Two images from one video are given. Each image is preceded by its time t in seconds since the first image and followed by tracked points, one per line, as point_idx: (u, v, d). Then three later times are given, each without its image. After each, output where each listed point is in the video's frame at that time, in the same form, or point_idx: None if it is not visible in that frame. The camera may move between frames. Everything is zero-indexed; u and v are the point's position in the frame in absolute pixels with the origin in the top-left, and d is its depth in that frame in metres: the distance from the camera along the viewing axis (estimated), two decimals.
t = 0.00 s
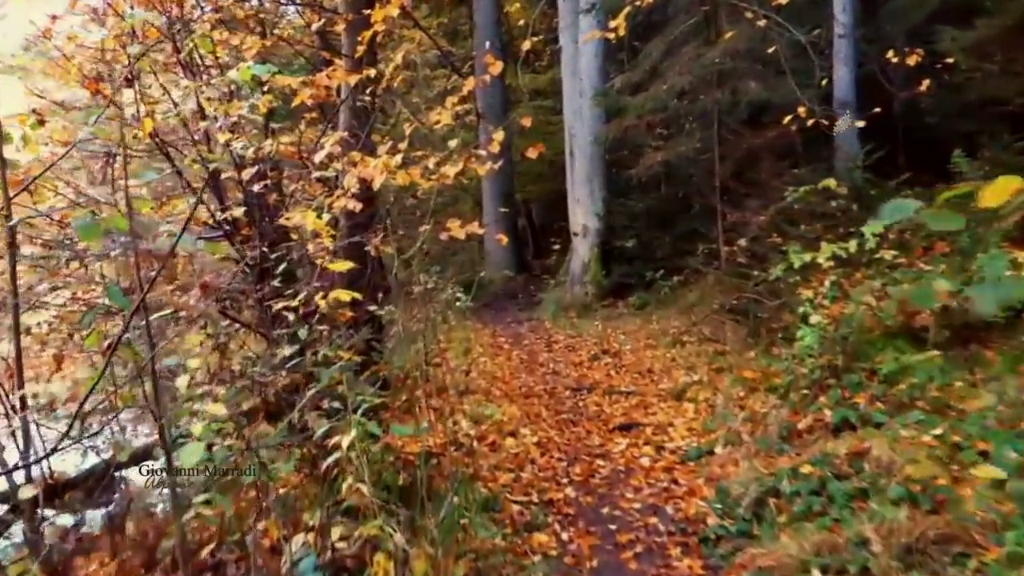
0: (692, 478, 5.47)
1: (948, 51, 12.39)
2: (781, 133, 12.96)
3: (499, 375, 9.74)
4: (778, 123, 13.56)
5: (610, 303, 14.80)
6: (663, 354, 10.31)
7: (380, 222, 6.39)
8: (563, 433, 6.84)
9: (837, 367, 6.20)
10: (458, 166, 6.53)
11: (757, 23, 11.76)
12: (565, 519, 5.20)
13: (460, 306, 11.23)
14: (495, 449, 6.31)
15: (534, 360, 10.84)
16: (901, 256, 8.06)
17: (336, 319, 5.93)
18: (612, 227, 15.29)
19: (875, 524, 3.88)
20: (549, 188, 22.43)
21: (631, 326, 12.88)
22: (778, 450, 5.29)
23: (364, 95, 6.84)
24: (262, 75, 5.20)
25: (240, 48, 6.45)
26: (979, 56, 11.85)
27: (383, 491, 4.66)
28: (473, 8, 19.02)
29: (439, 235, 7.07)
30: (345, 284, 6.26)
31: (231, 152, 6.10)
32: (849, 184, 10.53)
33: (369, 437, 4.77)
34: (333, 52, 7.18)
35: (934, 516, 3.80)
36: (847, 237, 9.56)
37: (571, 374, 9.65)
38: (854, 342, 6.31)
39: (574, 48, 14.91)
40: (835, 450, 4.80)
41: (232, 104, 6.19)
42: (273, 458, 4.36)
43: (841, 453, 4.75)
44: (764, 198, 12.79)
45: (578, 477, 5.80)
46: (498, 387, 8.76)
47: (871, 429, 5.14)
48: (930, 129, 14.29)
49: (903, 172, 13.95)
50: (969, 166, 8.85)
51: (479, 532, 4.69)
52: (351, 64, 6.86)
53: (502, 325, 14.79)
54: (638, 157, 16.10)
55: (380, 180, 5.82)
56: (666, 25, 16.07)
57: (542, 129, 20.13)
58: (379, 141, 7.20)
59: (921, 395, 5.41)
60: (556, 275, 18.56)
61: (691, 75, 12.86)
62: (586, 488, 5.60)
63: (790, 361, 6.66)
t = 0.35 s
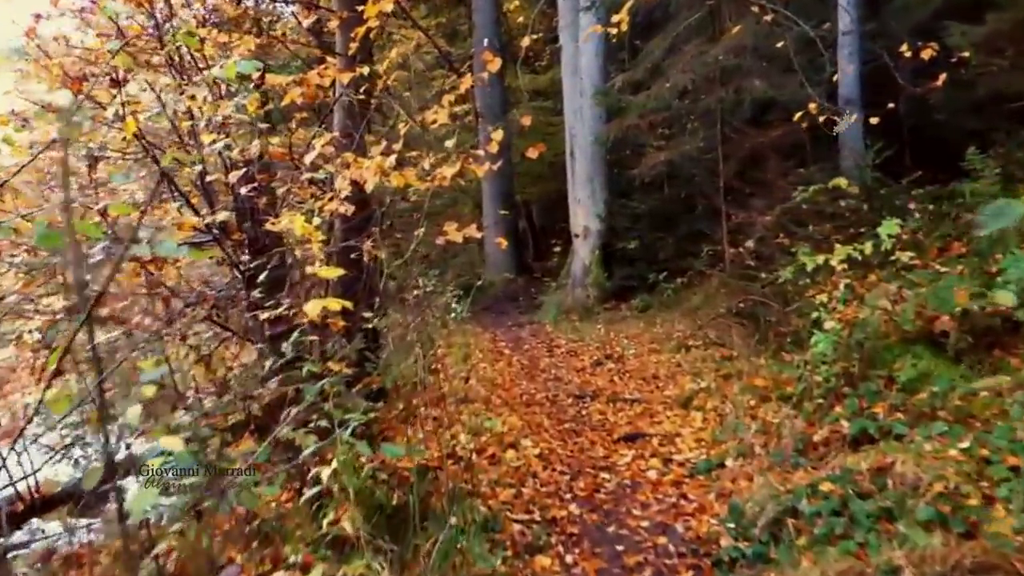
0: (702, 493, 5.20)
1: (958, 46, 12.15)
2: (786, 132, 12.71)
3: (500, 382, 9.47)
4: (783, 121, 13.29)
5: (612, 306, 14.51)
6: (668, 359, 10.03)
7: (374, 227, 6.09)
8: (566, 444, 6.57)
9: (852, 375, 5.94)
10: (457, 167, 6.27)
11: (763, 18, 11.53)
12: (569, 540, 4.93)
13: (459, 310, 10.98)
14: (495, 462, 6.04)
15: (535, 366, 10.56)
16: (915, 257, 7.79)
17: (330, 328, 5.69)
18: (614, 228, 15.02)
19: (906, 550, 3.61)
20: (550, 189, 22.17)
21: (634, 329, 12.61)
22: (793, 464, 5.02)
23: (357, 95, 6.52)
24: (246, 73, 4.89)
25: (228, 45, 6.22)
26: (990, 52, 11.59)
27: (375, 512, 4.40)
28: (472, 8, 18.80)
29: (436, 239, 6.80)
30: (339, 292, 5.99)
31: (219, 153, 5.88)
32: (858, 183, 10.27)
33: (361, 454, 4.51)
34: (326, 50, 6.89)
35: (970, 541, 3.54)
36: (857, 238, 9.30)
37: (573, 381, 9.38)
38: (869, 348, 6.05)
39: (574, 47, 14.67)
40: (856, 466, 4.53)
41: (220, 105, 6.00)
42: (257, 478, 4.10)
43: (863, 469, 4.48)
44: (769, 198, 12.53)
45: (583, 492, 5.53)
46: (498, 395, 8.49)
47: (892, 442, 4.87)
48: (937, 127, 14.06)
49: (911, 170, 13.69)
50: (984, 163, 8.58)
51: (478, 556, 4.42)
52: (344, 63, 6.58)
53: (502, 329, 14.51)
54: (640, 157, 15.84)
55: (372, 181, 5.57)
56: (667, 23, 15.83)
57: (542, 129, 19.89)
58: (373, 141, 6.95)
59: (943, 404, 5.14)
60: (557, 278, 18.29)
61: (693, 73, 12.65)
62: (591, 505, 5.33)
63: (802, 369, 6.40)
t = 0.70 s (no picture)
0: (708, 506, 4.98)
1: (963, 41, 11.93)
2: (789, 130, 12.49)
3: (499, 388, 9.24)
4: (786, 119, 13.07)
5: (613, 308, 14.29)
6: (670, 363, 9.80)
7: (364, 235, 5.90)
8: (566, 454, 6.34)
9: (863, 380, 5.71)
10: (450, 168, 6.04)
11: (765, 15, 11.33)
12: (569, 558, 4.70)
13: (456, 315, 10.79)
14: (492, 474, 5.82)
15: (535, 371, 10.33)
16: (925, 257, 7.58)
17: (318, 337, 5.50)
18: (614, 229, 14.80)
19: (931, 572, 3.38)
20: (549, 189, 21.94)
21: (636, 332, 12.38)
22: (804, 476, 4.82)
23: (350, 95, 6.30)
24: (229, 71, 4.53)
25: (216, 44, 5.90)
26: (996, 47, 11.42)
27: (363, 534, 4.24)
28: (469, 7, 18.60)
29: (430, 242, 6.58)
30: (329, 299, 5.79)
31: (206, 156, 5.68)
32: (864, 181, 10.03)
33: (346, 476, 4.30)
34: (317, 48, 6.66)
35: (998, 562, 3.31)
36: (864, 237, 9.07)
37: (574, 386, 9.15)
38: (881, 352, 5.82)
39: (573, 46, 14.46)
40: (872, 478, 4.30)
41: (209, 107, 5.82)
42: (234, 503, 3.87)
43: (879, 482, 4.25)
44: (772, 197, 12.30)
45: (583, 506, 5.30)
46: (497, 401, 8.26)
47: (908, 453, 4.65)
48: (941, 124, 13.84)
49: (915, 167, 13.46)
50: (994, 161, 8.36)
51: None
52: (336, 60, 6.35)
53: (501, 332, 14.28)
54: (640, 156, 15.61)
55: (361, 183, 5.35)
56: (666, 21, 15.64)
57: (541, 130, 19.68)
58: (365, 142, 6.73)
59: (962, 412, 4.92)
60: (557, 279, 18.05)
61: (694, 71, 12.43)
62: (592, 520, 5.10)
63: (811, 374, 6.17)
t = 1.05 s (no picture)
0: (716, 523, 4.75)
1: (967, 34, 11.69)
2: (790, 126, 12.25)
3: (496, 395, 8.98)
4: (786, 116, 12.83)
5: (613, 310, 14.05)
6: (671, 367, 9.57)
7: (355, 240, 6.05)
8: (565, 466, 6.09)
9: (874, 387, 5.47)
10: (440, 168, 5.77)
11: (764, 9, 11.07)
12: None
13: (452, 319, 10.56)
14: (488, 489, 5.57)
15: (532, 376, 10.08)
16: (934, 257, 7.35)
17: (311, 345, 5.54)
18: (613, 230, 14.57)
19: None
20: (547, 190, 21.69)
21: (636, 334, 12.13)
22: (815, 490, 4.60)
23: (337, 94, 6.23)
24: (200, 65, 4.03)
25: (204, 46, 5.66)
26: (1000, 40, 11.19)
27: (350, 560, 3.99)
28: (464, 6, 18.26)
29: (421, 246, 6.33)
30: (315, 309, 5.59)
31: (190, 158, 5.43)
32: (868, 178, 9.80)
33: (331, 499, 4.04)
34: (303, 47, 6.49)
35: None
36: (869, 235, 8.84)
37: (573, 392, 8.91)
38: (891, 356, 5.58)
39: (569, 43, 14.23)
40: (890, 494, 4.05)
41: (188, 109, 5.60)
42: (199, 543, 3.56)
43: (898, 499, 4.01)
44: (773, 196, 12.07)
45: (584, 523, 5.05)
46: (494, 410, 8.03)
47: (926, 466, 4.41)
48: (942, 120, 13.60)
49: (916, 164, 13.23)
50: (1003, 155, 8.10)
51: None
52: (322, 58, 6.23)
53: (499, 335, 14.05)
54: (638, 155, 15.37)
55: (346, 186, 5.09)
56: (664, 17, 15.39)
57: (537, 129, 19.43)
58: (353, 143, 6.48)
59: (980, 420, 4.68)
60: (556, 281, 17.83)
61: (692, 67, 12.19)
62: (593, 538, 4.85)
63: (819, 380, 5.93)
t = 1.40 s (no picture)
0: (719, 542, 4.52)
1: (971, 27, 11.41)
2: (790, 123, 11.98)
3: (490, 402, 8.74)
4: (786, 112, 12.57)
5: (610, 311, 13.82)
6: (670, 370, 9.33)
7: (342, 245, 5.95)
8: (561, 479, 5.85)
9: (883, 396, 5.21)
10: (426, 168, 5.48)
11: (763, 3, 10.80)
12: None
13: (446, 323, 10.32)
14: (480, 506, 5.33)
15: (528, 381, 9.85)
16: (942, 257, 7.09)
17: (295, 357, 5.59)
18: (610, 229, 14.33)
19: None
20: (543, 188, 21.44)
21: (635, 336, 11.88)
22: (824, 508, 4.37)
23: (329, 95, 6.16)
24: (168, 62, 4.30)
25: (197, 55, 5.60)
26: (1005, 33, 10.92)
27: None
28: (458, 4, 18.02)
29: (409, 251, 6.05)
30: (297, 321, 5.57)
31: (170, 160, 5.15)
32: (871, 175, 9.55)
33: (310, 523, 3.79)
34: (289, 45, 6.25)
35: None
36: (873, 234, 8.58)
37: (571, 398, 8.66)
38: (902, 363, 5.31)
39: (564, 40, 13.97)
40: (906, 515, 3.81)
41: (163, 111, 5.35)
42: None
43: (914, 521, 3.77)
44: (773, 194, 11.82)
45: (580, 542, 4.81)
46: (488, 418, 7.78)
47: (941, 483, 4.17)
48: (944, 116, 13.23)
49: (919, 161, 12.83)
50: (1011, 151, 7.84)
51: None
52: (308, 56, 6.08)
53: (495, 338, 13.81)
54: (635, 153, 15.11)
55: (327, 189, 4.81)
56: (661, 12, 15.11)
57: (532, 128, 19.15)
58: (339, 144, 6.20)
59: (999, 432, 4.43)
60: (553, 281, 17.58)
61: (690, 63, 11.93)
62: (589, 559, 4.61)
63: (825, 387, 5.68)
